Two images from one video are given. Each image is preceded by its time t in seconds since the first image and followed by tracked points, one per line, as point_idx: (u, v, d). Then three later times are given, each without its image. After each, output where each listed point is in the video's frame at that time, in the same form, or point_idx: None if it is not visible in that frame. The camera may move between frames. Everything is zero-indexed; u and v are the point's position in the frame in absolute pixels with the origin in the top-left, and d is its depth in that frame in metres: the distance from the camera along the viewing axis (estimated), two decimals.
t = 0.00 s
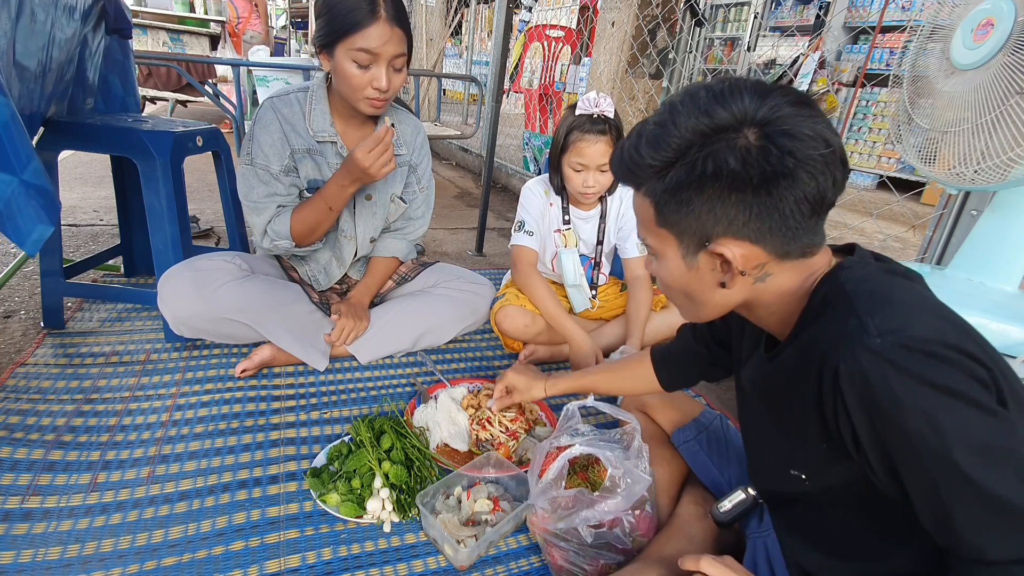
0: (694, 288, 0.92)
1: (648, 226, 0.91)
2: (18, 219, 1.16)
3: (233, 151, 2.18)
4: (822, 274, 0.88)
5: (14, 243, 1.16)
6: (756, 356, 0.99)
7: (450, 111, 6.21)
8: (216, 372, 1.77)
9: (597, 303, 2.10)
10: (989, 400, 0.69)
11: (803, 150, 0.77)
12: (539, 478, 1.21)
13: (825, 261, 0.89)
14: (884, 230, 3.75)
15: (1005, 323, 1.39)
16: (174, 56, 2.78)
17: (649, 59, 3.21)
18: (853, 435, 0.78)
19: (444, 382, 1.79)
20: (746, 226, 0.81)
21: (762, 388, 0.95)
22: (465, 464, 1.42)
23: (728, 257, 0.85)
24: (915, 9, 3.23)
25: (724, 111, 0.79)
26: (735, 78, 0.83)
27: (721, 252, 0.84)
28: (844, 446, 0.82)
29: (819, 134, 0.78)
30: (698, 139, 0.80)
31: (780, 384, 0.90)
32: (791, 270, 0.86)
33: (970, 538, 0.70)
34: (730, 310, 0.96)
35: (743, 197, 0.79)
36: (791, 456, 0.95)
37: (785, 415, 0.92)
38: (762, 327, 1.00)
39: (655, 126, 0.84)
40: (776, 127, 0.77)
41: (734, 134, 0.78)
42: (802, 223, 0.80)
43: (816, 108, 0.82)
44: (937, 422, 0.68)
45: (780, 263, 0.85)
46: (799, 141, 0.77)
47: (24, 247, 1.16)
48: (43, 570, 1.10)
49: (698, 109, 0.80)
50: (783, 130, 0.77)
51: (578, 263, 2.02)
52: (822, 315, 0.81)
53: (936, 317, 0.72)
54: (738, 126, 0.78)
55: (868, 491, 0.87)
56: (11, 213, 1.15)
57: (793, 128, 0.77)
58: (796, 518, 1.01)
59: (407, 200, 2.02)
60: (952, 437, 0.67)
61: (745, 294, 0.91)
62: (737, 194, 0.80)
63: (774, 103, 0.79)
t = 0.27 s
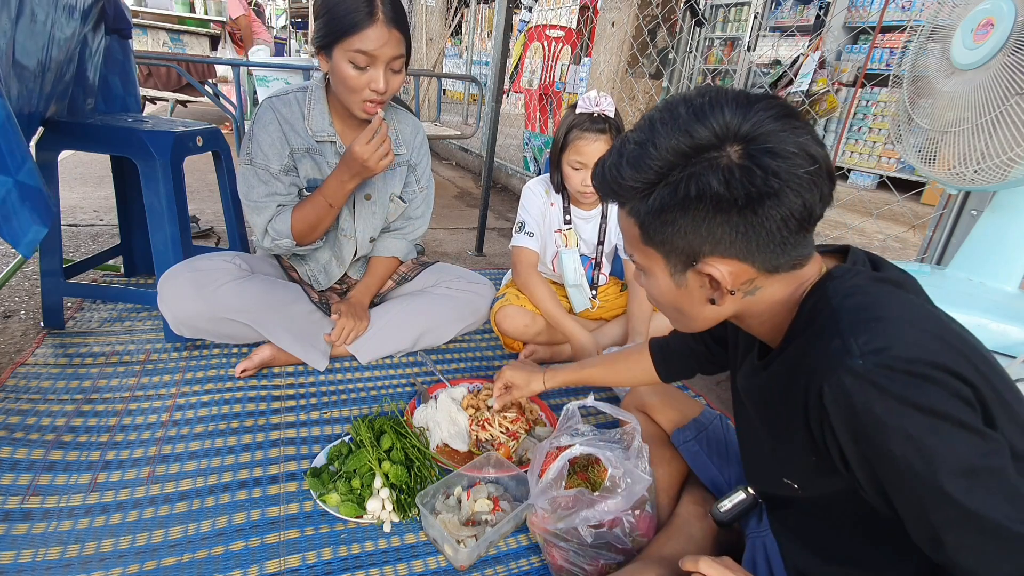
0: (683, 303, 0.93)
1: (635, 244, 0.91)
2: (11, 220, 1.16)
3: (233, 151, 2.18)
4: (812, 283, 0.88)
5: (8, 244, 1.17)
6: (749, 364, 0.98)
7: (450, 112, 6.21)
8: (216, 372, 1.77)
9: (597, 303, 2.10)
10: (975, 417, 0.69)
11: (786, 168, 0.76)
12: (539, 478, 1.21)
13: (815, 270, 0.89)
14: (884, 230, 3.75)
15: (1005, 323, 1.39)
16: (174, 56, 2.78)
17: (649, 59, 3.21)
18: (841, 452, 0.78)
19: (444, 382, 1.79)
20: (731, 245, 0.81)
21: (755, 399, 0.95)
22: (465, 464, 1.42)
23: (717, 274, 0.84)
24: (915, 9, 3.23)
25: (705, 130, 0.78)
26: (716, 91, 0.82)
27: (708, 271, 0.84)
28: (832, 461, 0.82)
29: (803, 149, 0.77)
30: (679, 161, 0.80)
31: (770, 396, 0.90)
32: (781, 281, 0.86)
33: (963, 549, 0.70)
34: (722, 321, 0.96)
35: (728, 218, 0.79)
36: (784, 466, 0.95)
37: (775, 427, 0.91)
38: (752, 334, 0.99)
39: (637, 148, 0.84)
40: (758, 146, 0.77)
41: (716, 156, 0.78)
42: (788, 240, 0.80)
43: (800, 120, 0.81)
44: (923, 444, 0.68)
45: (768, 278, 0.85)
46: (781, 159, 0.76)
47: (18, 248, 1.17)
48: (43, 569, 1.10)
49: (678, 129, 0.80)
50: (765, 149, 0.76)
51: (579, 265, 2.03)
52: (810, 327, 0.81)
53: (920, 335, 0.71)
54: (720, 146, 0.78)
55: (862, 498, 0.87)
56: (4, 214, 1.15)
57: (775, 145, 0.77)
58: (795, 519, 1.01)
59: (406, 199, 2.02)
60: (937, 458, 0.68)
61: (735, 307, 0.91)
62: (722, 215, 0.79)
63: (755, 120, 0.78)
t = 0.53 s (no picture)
0: (680, 305, 0.93)
1: (633, 247, 0.91)
2: (18, 220, 1.14)
3: (233, 151, 2.18)
4: (808, 284, 0.88)
5: (16, 244, 1.14)
6: (748, 363, 0.98)
7: (450, 112, 6.21)
8: (216, 372, 1.77)
9: (597, 303, 2.09)
10: (969, 414, 0.69)
11: (784, 172, 0.76)
12: (539, 478, 1.21)
13: (812, 271, 0.88)
14: (884, 230, 3.75)
15: (1006, 324, 1.40)
16: (174, 56, 2.78)
17: (649, 59, 3.21)
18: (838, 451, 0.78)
19: (444, 382, 1.79)
20: (730, 248, 0.81)
21: (753, 398, 0.94)
22: (465, 464, 1.42)
23: (714, 276, 0.84)
24: (915, 9, 3.23)
25: (703, 134, 0.78)
26: (713, 95, 0.82)
27: (706, 274, 0.84)
28: (830, 460, 0.82)
29: (800, 152, 0.78)
30: (678, 165, 0.80)
31: (767, 395, 0.90)
32: (777, 281, 0.86)
33: (963, 553, 0.70)
34: (719, 321, 0.96)
35: (728, 223, 0.79)
36: (783, 465, 0.95)
37: (773, 427, 0.91)
38: (749, 334, 0.99)
39: (634, 152, 0.84)
40: (757, 150, 0.77)
41: (714, 160, 0.78)
42: (786, 243, 0.80)
43: (798, 123, 0.81)
44: (918, 443, 0.68)
45: (765, 279, 0.85)
46: (780, 163, 0.76)
47: (26, 247, 1.15)
48: (44, 570, 1.10)
49: (676, 132, 0.80)
50: (763, 153, 0.77)
51: (579, 264, 2.03)
52: (806, 327, 0.81)
53: (915, 334, 0.71)
54: (718, 150, 0.78)
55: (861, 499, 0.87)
56: (13, 214, 1.12)
57: (774, 149, 0.77)
58: (794, 519, 1.01)
59: (407, 199, 2.02)
60: (933, 456, 0.68)
61: (732, 309, 0.91)
62: (721, 220, 0.79)
63: (753, 124, 0.78)
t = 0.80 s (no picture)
0: (680, 305, 0.93)
1: (632, 246, 0.91)
2: (16, 219, 1.15)
3: (233, 151, 2.18)
4: (808, 283, 0.87)
5: (13, 243, 1.15)
6: (748, 363, 0.97)
7: (450, 112, 6.20)
8: (216, 372, 1.77)
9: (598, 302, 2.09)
10: (969, 412, 0.69)
11: (785, 171, 0.76)
12: (539, 478, 1.21)
13: (812, 270, 0.89)
14: (884, 230, 3.75)
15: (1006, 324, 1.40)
16: (174, 56, 2.78)
17: (649, 59, 3.20)
18: (839, 450, 0.78)
19: (444, 382, 1.79)
20: (730, 247, 0.81)
21: (753, 398, 0.94)
22: (465, 464, 1.42)
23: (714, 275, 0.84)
24: (915, 9, 3.23)
25: (703, 133, 0.78)
26: (713, 94, 0.82)
27: (706, 273, 0.84)
28: (830, 459, 0.82)
29: (800, 151, 0.78)
30: (678, 164, 0.80)
31: (768, 394, 0.90)
32: (777, 280, 0.86)
33: (964, 554, 0.70)
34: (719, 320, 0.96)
35: (728, 222, 0.79)
36: (783, 465, 0.95)
37: (774, 427, 0.91)
38: (750, 333, 0.99)
39: (634, 151, 0.84)
40: (757, 149, 0.77)
41: (714, 159, 0.78)
42: (786, 242, 0.80)
43: (797, 122, 0.81)
44: (920, 441, 0.68)
45: (766, 278, 0.85)
46: (780, 162, 0.76)
47: (23, 247, 1.15)
48: (43, 570, 1.10)
49: (677, 131, 0.80)
50: (764, 152, 0.77)
51: (578, 261, 2.02)
52: (806, 325, 0.81)
53: (916, 332, 0.71)
54: (719, 149, 0.78)
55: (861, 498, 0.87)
56: (10, 214, 1.13)
57: (774, 148, 0.77)
58: (795, 518, 1.01)
59: (407, 200, 2.02)
60: (934, 455, 0.68)
61: (733, 308, 0.91)
62: (722, 219, 0.79)
63: (753, 123, 0.78)
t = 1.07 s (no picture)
0: (681, 309, 0.93)
1: (632, 249, 0.91)
2: (23, 219, 1.14)
3: (233, 151, 2.18)
4: (809, 285, 0.87)
5: (20, 243, 1.14)
6: (749, 365, 0.97)
7: (450, 111, 6.20)
8: (216, 372, 1.77)
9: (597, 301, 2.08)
10: (973, 416, 0.69)
11: (789, 175, 0.76)
12: (539, 478, 1.21)
13: (813, 271, 0.88)
14: (884, 230, 3.75)
15: (1005, 324, 1.39)
16: (174, 56, 2.78)
17: (649, 59, 3.19)
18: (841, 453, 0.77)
19: (444, 382, 1.79)
20: (733, 252, 0.81)
21: (754, 401, 0.94)
22: (465, 464, 1.42)
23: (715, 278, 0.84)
24: (915, 9, 3.23)
25: (706, 137, 0.78)
26: (715, 96, 0.82)
27: (709, 277, 0.84)
28: (832, 462, 0.82)
29: (804, 154, 0.78)
30: (681, 168, 0.80)
31: (769, 397, 0.90)
32: (778, 284, 0.86)
33: (964, 556, 0.70)
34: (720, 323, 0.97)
35: (731, 226, 0.79)
36: (785, 467, 0.95)
37: (775, 429, 0.91)
38: (751, 335, 0.99)
39: (636, 154, 0.83)
40: (761, 153, 0.77)
41: (718, 163, 0.78)
42: (789, 246, 0.80)
43: (800, 125, 0.81)
44: (923, 446, 0.68)
45: (767, 282, 0.85)
46: (784, 166, 0.76)
47: (30, 246, 1.15)
48: (44, 570, 1.10)
49: (680, 135, 0.80)
50: (767, 156, 0.77)
51: (574, 262, 2.03)
52: (808, 327, 0.81)
53: (919, 336, 0.71)
54: (722, 153, 0.78)
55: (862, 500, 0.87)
56: (17, 214, 1.12)
57: (777, 152, 0.77)
58: (795, 519, 1.01)
59: (408, 203, 2.04)
60: (936, 458, 0.68)
61: (733, 310, 0.91)
62: (725, 223, 0.79)
63: (757, 127, 0.78)
